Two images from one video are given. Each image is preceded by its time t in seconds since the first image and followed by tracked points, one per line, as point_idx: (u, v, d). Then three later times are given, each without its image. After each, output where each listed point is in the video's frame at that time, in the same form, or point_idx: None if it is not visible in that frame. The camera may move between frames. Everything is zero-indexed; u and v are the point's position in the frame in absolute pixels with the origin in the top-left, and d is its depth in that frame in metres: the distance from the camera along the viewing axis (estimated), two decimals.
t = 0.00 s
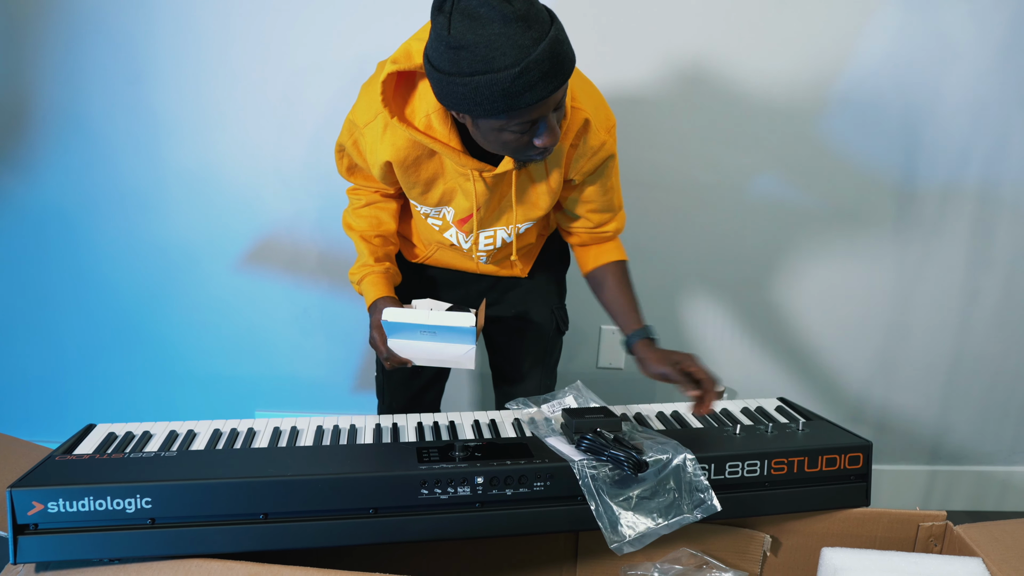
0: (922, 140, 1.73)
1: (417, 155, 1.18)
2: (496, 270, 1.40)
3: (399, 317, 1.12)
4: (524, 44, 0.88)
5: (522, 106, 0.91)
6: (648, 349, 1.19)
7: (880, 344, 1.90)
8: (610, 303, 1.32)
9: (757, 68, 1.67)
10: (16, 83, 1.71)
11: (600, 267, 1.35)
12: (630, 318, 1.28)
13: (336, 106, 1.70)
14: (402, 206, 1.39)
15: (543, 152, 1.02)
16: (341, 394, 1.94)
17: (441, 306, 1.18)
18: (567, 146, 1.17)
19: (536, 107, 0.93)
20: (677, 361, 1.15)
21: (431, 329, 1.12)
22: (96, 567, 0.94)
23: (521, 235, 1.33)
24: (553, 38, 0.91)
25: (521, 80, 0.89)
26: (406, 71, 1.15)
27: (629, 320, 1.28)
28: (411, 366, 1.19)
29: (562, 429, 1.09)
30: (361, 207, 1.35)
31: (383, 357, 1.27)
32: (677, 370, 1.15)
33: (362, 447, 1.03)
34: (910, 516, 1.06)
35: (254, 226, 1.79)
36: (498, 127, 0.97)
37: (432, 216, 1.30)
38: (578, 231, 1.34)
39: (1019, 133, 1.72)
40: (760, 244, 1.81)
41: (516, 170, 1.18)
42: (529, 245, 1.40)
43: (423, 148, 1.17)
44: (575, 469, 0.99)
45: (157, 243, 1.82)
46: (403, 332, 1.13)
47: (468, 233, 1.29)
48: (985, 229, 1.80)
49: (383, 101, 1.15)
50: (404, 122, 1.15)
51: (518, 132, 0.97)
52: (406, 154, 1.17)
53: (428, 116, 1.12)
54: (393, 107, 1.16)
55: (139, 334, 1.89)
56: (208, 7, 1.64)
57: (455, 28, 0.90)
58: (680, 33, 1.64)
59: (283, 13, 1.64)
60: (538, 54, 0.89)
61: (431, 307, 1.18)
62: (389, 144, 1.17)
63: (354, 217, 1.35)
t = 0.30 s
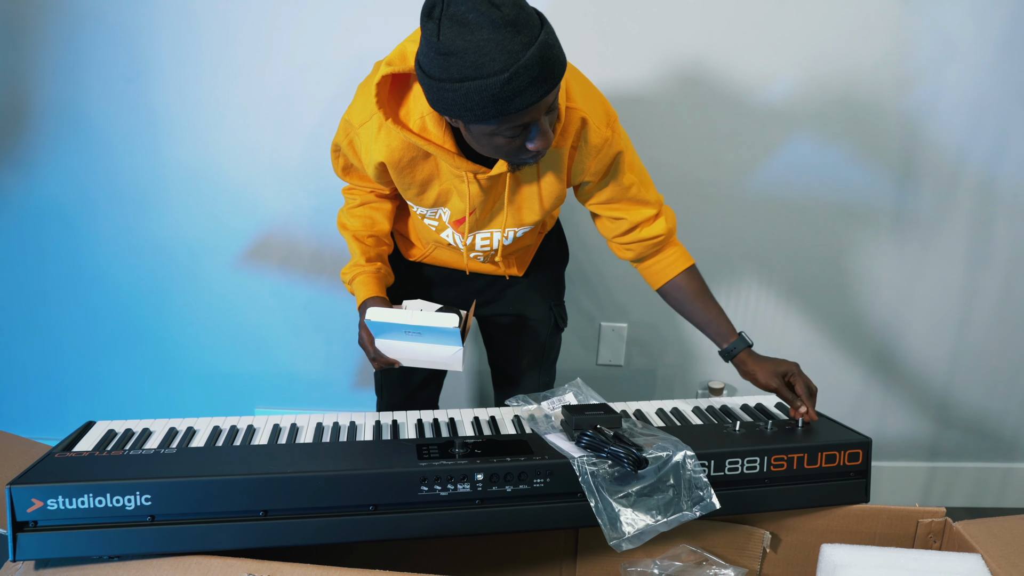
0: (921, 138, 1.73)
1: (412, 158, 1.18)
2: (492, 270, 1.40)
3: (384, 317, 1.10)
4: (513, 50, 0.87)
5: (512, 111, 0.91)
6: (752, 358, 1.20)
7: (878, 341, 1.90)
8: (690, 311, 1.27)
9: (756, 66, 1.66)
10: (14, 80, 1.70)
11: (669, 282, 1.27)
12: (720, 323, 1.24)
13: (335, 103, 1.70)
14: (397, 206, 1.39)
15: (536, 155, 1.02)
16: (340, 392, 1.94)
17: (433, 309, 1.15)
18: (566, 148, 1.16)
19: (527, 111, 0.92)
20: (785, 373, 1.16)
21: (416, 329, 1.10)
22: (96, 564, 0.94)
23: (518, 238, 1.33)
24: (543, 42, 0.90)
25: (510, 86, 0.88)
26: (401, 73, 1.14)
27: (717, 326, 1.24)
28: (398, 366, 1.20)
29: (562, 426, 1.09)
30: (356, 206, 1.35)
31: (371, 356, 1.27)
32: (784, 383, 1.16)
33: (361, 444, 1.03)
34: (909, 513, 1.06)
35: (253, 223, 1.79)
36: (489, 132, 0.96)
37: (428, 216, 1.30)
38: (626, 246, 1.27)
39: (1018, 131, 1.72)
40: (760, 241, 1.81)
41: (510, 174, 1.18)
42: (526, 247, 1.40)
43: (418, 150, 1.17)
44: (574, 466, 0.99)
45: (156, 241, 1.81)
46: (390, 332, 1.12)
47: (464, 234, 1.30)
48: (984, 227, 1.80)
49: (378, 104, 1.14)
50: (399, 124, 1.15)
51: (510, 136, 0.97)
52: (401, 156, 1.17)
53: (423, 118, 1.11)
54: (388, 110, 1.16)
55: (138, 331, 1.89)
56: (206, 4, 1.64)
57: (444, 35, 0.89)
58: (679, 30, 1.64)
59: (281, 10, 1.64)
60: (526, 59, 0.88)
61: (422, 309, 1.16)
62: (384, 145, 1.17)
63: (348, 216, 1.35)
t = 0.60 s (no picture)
0: (898, 148, 1.75)
1: (390, 162, 1.18)
2: (473, 276, 1.41)
3: (363, 324, 1.09)
4: (491, 38, 0.89)
5: (488, 99, 0.91)
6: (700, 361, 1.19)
7: (858, 350, 1.92)
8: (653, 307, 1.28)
9: (737, 77, 1.68)
10: None
11: (634, 279, 1.30)
12: (678, 320, 1.25)
13: (318, 111, 1.70)
14: (380, 215, 1.38)
15: (510, 153, 1.01)
16: (320, 400, 1.92)
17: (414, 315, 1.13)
18: (542, 154, 1.17)
19: (504, 101, 0.93)
20: (729, 382, 1.17)
21: (394, 336, 1.09)
22: None
23: (500, 244, 1.33)
24: (521, 33, 0.92)
25: (487, 73, 0.89)
26: (378, 78, 1.14)
27: (675, 324, 1.26)
28: (379, 374, 1.21)
29: (540, 437, 1.09)
30: (340, 216, 1.34)
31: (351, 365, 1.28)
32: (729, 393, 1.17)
33: (340, 455, 1.02)
34: (886, 523, 1.07)
35: (234, 230, 1.78)
36: (465, 124, 0.96)
37: (407, 223, 1.29)
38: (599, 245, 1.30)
39: (993, 143, 1.75)
40: (741, 250, 1.82)
41: (488, 176, 1.17)
42: (507, 255, 1.40)
43: (396, 154, 1.17)
44: (553, 477, 0.99)
45: (136, 248, 1.80)
46: (370, 339, 1.11)
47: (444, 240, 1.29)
48: (960, 237, 1.83)
49: (356, 109, 1.15)
50: (377, 130, 1.15)
51: (485, 129, 0.97)
52: (380, 161, 1.17)
53: (401, 123, 1.11)
54: (366, 115, 1.16)
55: (117, 338, 1.87)
56: (188, 10, 1.63)
57: (424, 21, 0.90)
58: (661, 41, 1.65)
59: (264, 17, 1.63)
60: (504, 47, 0.89)
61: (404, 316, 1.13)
62: (363, 151, 1.17)
63: (332, 226, 1.35)
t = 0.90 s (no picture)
0: (898, 146, 1.75)
1: (394, 162, 1.18)
2: (473, 273, 1.40)
3: (366, 325, 1.09)
4: (498, 41, 0.89)
5: (496, 103, 0.91)
6: (681, 355, 1.24)
7: (858, 347, 1.92)
8: (641, 301, 1.32)
9: (737, 75, 1.68)
10: None
11: (624, 273, 1.32)
12: (665, 314, 1.29)
13: (319, 109, 1.70)
14: (380, 213, 1.38)
15: (517, 155, 1.01)
16: (320, 399, 1.93)
17: (415, 314, 1.14)
18: (545, 154, 1.17)
19: (511, 104, 0.93)
20: (705, 380, 1.22)
21: (396, 336, 1.10)
22: (71, 574, 0.93)
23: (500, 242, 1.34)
24: (528, 37, 0.92)
25: (495, 76, 0.89)
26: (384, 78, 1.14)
27: (662, 318, 1.30)
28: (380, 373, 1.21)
29: (541, 433, 1.09)
30: (339, 215, 1.35)
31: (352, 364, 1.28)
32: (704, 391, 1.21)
33: (340, 452, 1.02)
34: (886, 519, 1.07)
35: (234, 229, 1.78)
36: (472, 127, 0.97)
37: (409, 222, 1.30)
38: (595, 242, 1.32)
39: (993, 140, 1.75)
40: (741, 248, 1.82)
41: (492, 177, 1.18)
42: (507, 252, 1.40)
43: (400, 154, 1.17)
44: (553, 473, 0.99)
45: (136, 247, 1.80)
46: (372, 339, 1.12)
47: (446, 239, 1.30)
48: (960, 234, 1.83)
49: (361, 109, 1.13)
50: (382, 130, 1.15)
51: (493, 132, 0.97)
52: (383, 161, 1.17)
53: (405, 124, 1.11)
54: (371, 114, 1.15)
55: (118, 337, 1.87)
56: (188, 9, 1.63)
57: (431, 26, 0.91)
58: (662, 39, 1.65)
59: (265, 15, 1.64)
60: (511, 51, 0.89)
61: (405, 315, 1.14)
62: (366, 150, 1.17)
63: (331, 225, 1.35)
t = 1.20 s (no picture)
0: (900, 143, 1.75)
1: (402, 158, 1.18)
2: (477, 272, 1.40)
3: (377, 321, 1.10)
4: (516, 34, 0.89)
5: (512, 94, 0.91)
6: (683, 353, 1.25)
7: (860, 344, 1.92)
8: (642, 299, 1.32)
9: (739, 71, 1.68)
10: None
11: (625, 270, 1.33)
12: (666, 313, 1.29)
13: (319, 106, 1.69)
14: (382, 212, 1.38)
15: (527, 149, 1.02)
16: (321, 396, 1.93)
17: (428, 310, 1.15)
18: (552, 149, 1.16)
19: (526, 97, 0.93)
20: (706, 378, 1.21)
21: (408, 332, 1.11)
22: (73, 570, 0.93)
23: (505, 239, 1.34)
24: (544, 29, 0.92)
25: (512, 68, 0.89)
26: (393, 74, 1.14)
27: (663, 317, 1.30)
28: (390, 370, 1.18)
29: (543, 430, 1.09)
30: (342, 214, 1.34)
31: (362, 362, 1.26)
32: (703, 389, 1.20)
33: (341, 449, 1.02)
34: (888, 516, 1.07)
35: (235, 226, 1.78)
36: (486, 120, 0.96)
37: (415, 219, 1.29)
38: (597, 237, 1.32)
39: (996, 136, 1.74)
40: (743, 245, 1.82)
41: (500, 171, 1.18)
42: (511, 247, 1.40)
43: (408, 150, 1.17)
44: (554, 470, 0.99)
45: (137, 244, 1.80)
46: (384, 338, 1.13)
47: (452, 236, 1.29)
48: (962, 231, 1.82)
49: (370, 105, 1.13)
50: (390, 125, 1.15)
51: (506, 125, 0.97)
52: (391, 157, 1.17)
53: (414, 119, 1.12)
54: (380, 110, 1.15)
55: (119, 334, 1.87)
56: (189, 5, 1.63)
57: (448, 16, 0.90)
58: (663, 35, 1.65)
59: (266, 11, 1.63)
60: (529, 43, 0.89)
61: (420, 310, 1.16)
62: (374, 146, 1.16)
63: (334, 224, 1.35)
